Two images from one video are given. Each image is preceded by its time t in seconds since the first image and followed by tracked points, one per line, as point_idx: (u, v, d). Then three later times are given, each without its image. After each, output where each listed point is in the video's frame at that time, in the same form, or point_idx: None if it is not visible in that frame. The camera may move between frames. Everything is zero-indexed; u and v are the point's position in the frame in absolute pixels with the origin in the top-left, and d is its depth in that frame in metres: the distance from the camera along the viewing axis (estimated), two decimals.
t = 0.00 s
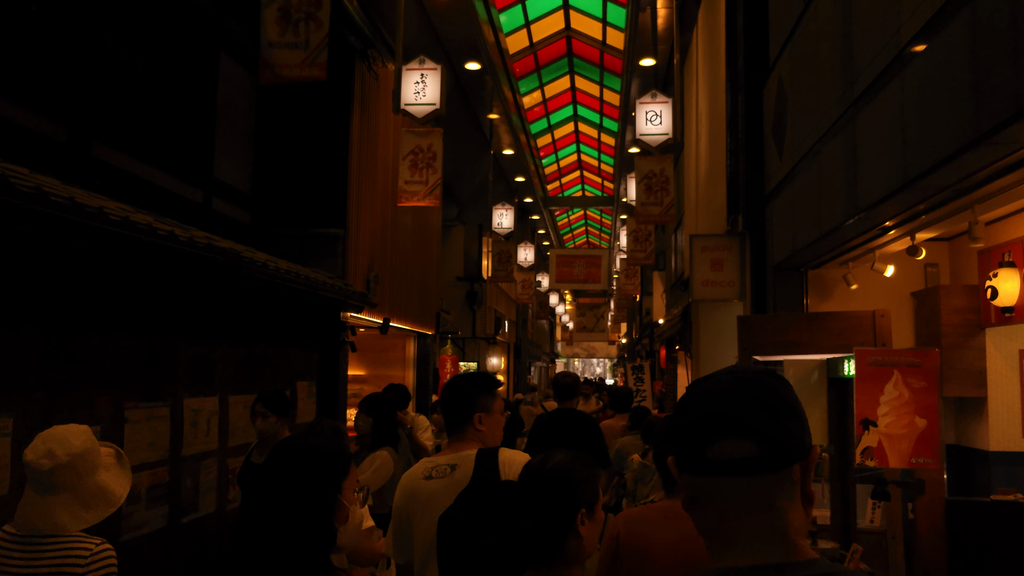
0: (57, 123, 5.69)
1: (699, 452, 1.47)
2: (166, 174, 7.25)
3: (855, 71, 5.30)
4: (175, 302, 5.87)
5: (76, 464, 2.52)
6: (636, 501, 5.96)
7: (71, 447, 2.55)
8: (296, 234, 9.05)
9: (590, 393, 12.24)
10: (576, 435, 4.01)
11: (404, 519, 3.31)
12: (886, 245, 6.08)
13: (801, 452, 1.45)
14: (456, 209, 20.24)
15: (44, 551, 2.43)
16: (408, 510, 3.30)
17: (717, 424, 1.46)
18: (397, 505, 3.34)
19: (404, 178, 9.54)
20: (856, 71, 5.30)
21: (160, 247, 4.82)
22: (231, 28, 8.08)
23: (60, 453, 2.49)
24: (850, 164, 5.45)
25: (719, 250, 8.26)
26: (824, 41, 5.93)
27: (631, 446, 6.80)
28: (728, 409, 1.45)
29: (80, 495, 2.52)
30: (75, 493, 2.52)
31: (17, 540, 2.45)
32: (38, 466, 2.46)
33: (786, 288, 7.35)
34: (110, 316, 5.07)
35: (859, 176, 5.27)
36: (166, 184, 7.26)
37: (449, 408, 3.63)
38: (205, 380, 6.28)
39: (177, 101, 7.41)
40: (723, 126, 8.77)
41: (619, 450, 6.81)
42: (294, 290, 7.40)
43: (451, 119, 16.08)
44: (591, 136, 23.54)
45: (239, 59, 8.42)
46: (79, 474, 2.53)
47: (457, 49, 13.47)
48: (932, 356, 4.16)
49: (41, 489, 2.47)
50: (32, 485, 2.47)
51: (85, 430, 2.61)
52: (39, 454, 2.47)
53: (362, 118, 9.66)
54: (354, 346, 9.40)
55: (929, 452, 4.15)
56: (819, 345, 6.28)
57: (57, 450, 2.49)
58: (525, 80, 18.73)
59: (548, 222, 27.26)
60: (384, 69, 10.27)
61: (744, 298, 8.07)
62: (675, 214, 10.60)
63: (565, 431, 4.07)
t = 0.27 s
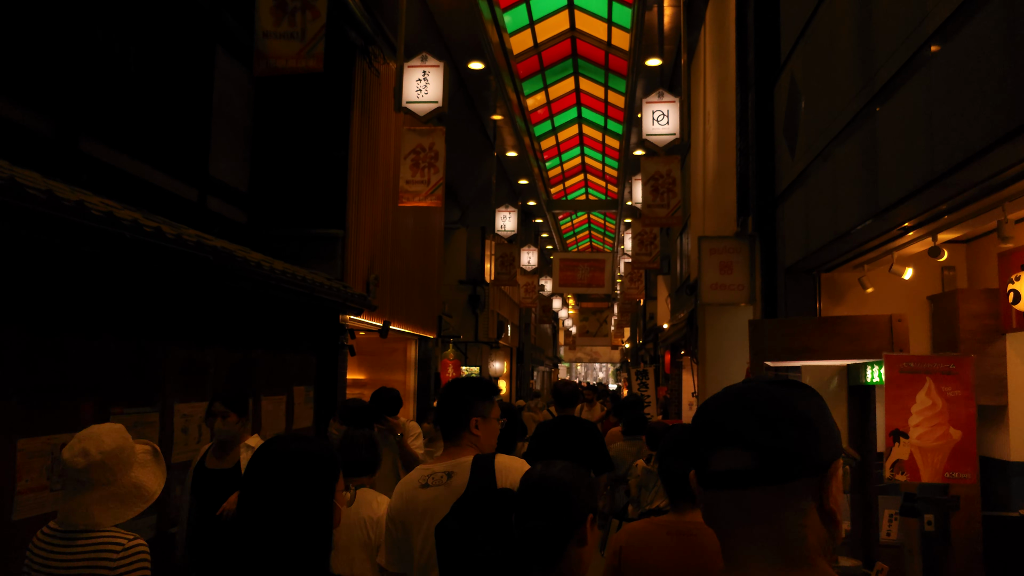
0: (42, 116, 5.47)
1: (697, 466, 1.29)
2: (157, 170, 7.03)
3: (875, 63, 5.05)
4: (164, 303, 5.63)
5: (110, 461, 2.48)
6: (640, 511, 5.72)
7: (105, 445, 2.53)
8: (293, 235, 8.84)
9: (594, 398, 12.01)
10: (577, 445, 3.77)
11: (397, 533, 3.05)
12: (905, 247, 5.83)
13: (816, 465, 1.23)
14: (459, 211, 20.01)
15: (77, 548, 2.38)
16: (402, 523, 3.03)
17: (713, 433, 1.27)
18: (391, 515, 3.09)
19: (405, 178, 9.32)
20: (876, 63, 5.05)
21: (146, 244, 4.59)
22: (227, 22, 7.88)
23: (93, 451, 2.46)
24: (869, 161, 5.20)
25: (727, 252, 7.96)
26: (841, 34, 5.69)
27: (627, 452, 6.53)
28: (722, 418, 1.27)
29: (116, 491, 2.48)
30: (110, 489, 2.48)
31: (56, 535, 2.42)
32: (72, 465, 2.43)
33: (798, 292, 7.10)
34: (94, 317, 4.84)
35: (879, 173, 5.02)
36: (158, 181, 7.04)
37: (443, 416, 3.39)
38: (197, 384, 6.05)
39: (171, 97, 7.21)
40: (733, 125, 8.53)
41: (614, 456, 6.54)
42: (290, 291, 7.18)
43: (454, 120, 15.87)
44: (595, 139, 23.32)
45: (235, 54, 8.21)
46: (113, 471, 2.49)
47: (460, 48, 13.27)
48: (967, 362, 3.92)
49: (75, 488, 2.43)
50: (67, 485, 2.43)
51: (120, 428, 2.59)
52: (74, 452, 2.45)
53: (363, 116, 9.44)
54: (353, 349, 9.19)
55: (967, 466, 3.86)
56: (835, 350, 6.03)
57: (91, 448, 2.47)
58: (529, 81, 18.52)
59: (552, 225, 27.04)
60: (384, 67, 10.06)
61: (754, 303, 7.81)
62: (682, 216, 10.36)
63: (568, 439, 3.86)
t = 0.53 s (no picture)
0: (20, 96, 5.21)
1: (803, 457, 1.34)
2: (143, 157, 6.76)
3: (896, 42, 4.81)
4: (148, 293, 5.37)
5: (176, 461, 2.55)
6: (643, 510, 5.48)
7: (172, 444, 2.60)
8: (287, 225, 8.61)
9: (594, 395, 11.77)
10: (574, 436, 3.77)
11: (397, 518, 3.11)
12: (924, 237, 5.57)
13: (935, 472, 1.29)
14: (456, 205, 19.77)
15: (144, 545, 2.44)
16: (401, 509, 3.10)
17: (831, 433, 1.30)
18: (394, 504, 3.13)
19: (403, 168, 9.05)
20: (897, 42, 4.81)
21: (126, 230, 4.34)
22: (218, 5, 7.62)
23: (159, 450, 2.52)
24: (889, 146, 4.95)
25: (736, 244, 7.67)
26: (859, 13, 5.44)
27: (624, 447, 6.28)
28: (844, 419, 1.29)
29: (180, 490, 2.55)
30: (175, 487, 2.54)
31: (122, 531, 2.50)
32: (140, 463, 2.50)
33: (809, 285, 6.84)
34: (73, 307, 4.58)
35: (902, 158, 4.77)
36: (144, 168, 6.77)
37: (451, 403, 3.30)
38: (183, 378, 5.80)
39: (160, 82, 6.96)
40: (740, 113, 8.27)
41: (611, 450, 6.28)
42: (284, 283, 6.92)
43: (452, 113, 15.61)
44: (595, 133, 23.06)
45: (226, 38, 7.94)
46: (178, 470, 2.56)
47: (459, 38, 13.00)
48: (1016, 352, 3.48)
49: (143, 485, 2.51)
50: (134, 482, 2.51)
51: (186, 428, 2.66)
52: (142, 451, 2.53)
53: (358, 104, 9.18)
54: (348, 344, 8.94)
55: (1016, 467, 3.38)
56: (849, 344, 5.79)
57: (159, 447, 2.54)
58: (529, 74, 18.25)
59: (550, 221, 26.78)
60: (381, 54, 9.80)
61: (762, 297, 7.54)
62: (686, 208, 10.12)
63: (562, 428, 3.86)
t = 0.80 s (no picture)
0: None
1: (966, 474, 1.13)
2: (124, 141, 6.48)
3: (920, 18, 4.53)
4: (128, 284, 5.10)
5: (243, 447, 2.51)
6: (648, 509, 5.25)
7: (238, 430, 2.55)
8: (279, 214, 8.36)
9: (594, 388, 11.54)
10: (577, 436, 3.52)
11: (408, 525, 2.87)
12: (943, 225, 5.32)
13: None
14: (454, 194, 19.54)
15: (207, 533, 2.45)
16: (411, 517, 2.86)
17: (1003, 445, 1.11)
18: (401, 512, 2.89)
19: (398, 154, 8.80)
20: (921, 18, 4.54)
21: (101, 216, 4.06)
22: None
23: (230, 437, 2.48)
24: (911, 128, 4.69)
25: (742, 232, 7.35)
26: None
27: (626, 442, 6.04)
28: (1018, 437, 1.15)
29: (247, 475, 2.54)
30: (243, 472, 2.52)
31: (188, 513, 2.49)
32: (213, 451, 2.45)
33: (819, 275, 6.59)
34: (44, 297, 4.31)
35: (924, 140, 4.51)
36: (126, 152, 6.48)
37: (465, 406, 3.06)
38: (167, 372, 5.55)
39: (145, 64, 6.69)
40: (746, 98, 7.99)
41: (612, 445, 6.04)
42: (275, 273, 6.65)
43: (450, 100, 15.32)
44: (594, 122, 22.77)
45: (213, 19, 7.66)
46: (246, 455, 2.53)
47: (456, 23, 12.71)
48: None
49: (212, 471, 2.47)
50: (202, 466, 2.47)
51: (249, 413, 2.61)
52: (211, 436, 2.47)
53: (353, 89, 8.90)
54: (342, 335, 8.69)
55: None
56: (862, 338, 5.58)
57: (228, 435, 2.49)
58: (527, 61, 17.94)
59: (549, 210, 26.53)
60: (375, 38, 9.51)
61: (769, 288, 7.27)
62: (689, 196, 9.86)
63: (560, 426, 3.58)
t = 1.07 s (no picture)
0: None
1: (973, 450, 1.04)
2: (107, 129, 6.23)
3: None
4: (107, 276, 4.86)
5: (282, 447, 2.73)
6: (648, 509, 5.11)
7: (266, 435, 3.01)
8: (269, 206, 8.14)
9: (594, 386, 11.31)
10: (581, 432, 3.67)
11: (421, 516, 2.82)
12: (960, 210, 5.09)
13: None
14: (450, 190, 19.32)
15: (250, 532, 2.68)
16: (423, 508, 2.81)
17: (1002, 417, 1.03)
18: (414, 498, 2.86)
19: (392, 144, 8.53)
20: None
21: (72, 202, 3.82)
22: None
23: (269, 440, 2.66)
24: (929, 107, 4.46)
25: (747, 223, 7.14)
26: None
27: (625, 439, 5.82)
28: None
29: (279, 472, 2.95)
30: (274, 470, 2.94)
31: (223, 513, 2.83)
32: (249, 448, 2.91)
33: (827, 265, 6.36)
34: (14, 289, 4.07)
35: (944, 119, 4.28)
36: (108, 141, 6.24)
37: (481, 396, 3.16)
38: (150, 369, 5.31)
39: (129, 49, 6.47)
40: (750, 84, 7.75)
41: (610, 442, 5.83)
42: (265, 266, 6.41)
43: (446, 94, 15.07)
44: (592, 117, 22.53)
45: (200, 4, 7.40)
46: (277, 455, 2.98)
47: (451, 14, 12.45)
48: None
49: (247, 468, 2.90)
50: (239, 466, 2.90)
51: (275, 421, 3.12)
52: (246, 440, 2.63)
53: (345, 78, 8.65)
54: (336, 331, 8.46)
55: None
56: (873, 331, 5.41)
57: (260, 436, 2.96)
58: (524, 55, 17.69)
59: (546, 207, 26.28)
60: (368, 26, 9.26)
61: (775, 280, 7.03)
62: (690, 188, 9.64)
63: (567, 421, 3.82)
